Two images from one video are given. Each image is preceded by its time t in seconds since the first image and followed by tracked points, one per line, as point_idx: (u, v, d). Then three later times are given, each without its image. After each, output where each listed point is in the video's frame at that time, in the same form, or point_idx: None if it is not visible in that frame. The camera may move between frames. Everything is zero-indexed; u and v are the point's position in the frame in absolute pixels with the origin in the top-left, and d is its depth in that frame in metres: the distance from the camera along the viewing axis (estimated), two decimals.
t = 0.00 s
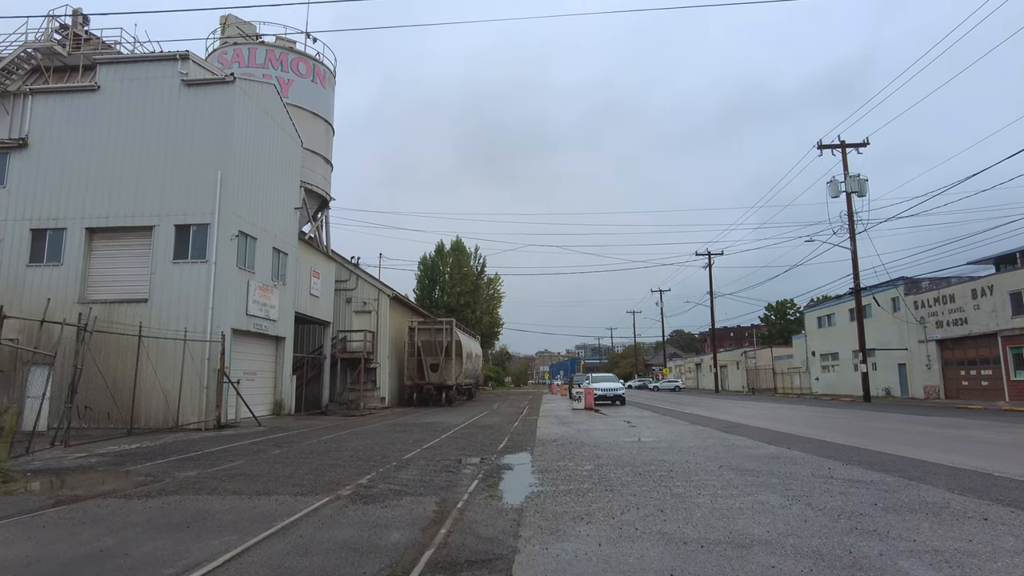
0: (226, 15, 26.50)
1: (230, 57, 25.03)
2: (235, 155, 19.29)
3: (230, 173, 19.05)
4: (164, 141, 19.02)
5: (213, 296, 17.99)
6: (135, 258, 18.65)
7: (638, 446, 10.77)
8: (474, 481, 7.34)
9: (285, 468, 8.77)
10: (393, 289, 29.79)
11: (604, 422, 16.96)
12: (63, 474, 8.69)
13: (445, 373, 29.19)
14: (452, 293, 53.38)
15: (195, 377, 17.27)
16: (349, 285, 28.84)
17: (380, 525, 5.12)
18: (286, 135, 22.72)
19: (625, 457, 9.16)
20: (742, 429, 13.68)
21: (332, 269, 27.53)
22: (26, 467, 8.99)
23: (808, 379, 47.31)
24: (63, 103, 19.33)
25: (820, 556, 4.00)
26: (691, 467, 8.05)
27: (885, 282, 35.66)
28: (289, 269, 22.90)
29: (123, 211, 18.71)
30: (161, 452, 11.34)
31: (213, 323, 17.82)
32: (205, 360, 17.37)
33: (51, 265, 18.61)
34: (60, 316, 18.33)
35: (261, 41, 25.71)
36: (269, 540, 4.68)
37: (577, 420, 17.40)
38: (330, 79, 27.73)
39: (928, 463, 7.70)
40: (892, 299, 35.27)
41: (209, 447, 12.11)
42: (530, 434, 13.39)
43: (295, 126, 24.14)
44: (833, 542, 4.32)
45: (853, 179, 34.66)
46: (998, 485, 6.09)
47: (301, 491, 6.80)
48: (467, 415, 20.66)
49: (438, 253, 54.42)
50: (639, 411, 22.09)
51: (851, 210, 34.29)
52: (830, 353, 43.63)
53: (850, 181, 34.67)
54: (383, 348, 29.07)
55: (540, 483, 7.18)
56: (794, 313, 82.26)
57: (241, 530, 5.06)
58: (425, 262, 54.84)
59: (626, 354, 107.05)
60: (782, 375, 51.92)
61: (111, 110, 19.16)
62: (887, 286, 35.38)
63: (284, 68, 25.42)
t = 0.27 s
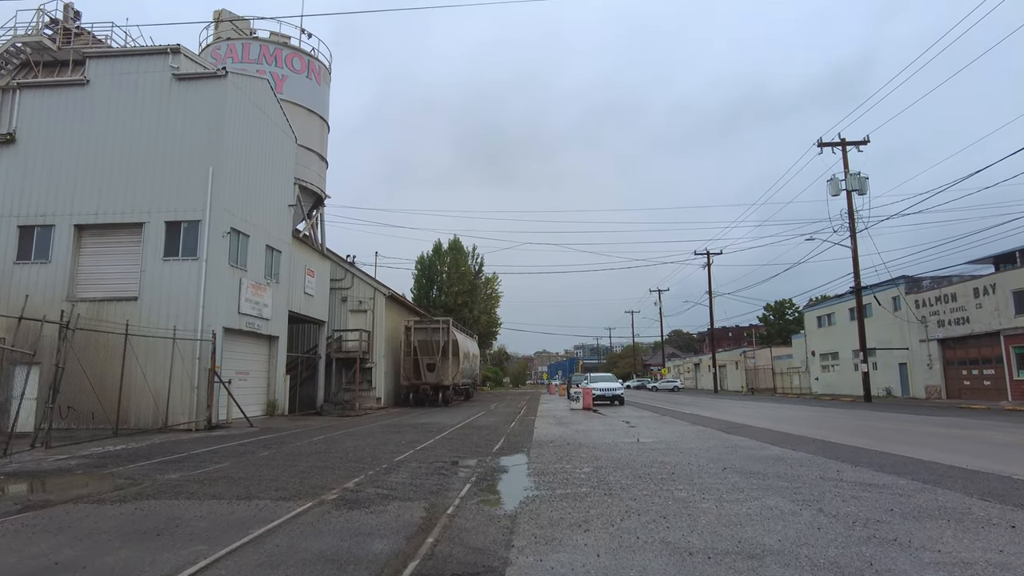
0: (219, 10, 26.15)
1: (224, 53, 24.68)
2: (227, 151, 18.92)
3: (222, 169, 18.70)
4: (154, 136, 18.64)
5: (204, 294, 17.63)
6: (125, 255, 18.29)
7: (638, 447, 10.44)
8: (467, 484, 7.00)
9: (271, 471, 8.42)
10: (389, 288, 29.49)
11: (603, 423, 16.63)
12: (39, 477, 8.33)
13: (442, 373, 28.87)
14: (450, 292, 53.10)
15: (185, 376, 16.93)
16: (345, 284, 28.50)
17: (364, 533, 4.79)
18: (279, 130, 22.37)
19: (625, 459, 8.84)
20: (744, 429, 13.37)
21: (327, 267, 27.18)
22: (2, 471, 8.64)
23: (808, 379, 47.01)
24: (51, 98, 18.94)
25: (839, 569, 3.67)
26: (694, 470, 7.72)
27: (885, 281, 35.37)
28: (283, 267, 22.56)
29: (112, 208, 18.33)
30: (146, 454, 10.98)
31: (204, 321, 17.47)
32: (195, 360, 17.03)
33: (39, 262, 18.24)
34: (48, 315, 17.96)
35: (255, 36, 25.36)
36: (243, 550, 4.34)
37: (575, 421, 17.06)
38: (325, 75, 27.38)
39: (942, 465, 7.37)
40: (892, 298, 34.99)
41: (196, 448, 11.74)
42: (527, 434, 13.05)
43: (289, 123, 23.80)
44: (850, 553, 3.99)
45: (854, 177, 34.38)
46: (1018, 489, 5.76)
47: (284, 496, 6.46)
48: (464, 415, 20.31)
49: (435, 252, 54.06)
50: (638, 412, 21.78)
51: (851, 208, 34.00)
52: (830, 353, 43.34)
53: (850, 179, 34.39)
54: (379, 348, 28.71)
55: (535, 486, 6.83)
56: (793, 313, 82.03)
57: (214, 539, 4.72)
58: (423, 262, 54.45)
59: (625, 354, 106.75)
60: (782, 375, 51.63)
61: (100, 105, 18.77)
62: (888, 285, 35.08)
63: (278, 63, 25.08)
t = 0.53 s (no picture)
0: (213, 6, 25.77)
1: (217, 49, 24.31)
2: (219, 147, 18.56)
3: (214, 166, 18.35)
4: (143, 132, 18.25)
5: (195, 292, 17.28)
6: (115, 254, 17.92)
7: (639, 451, 10.09)
8: (460, 492, 6.65)
9: (257, 476, 8.06)
10: (385, 288, 29.16)
11: (602, 424, 16.29)
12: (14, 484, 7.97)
13: (439, 373, 28.55)
14: (448, 292, 52.72)
15: (176, 377, 16.59)
16: (341, 283, 28.15)
17: (345, 548, 4.42)
18: (273, 127, 22.03)
19: (626, 463, 8.50)
20: (747, 431, 13.04)
21: (322, 266, 26.83)
22: None
23: (808, 379, 46.70)
24: (39, 93, 18.55)
25: None
26: (697, 475, 7.38)
27: (887, 280, 35.07)
28: (277, 265, 22.22)
29: (102, 205, 17.96)
30: (131, 457, 10.61)
31: (195, 321, 17.12)
32: (186, 360, 16.68)
33: (26, 261, 17.87)
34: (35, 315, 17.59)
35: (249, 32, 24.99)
36: (211, 568, 3.98)
37: (574, 422, 16.72)
38: (320, 71, 27.03)
39: (958, 470, 7.03)
40: (894, 298, 34.68)
41: (183, 452, 11.38)
42: (524, 437, 12.70)
43: (283, 119, 23.44)
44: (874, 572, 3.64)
45: (855, 175, 34.06)
46: None
47: (267, 505, 6.11)
48: (460, 416, 19.99)
49: (433, 252, 53.68)
50: (637, 413, 21.48)
51: (852, 206, 33.68)
52: (830, 352, 43.02)
53: (851, 177, 34.06)
54: (375, 348, 28.36)
55: (532, 494, 6.49)
56: (792, 313, 81.76)
57: (184, 554, 4.36)
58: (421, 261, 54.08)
59: (624, 354, 106.48)
60: (782, 375, 51.33)
61: (89, 100, 18.38)
62: (890, 284, 34.78)
63: (272, 59, 24.71)
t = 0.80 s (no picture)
0: None
1: (212, 43, 23.97)
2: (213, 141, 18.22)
3: (208, 161, 18.00)
4: (136, 125, 17.91)
5: (188, 289, 16.95)
6: (107, 249, 17.58)
7: (642, 451, 9.75)
8: (456, 495, 6.31)
9: (244, 478, 7.72)
10: (383, 286, 28.81)
11: (603, 424, 15.95)
12: None
13: (438, 373, 28.19)
14: (447, 291, 52.37)
15: (168, 376, 16.28)
16: (338, 281, 27.82)
17: (330, 557, 4.10)
18: (269, 122, 21.70)
19: (629, 465, 8.17)
20: (752, 431, 12.70)
21: (319, 264, 26.50)
22: None
23: (809, 378, 46.38)
24: (30, 86, 18.21)
25: None
26: (704, 478, 7.06)
27: (890, 278, 34.74)
28: (273, 263, 21.89)
29: (93, 201, 17.61)
30: (118, 457, 10.27)
31: (188, 318, 16.79)
32: (179, 359, 16.37)
33: (17, 257, 17.54)
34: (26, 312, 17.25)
35: (245, 26, 24.65)
36: None
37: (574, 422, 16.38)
38: (318, 67, 26.69)
39: (979, 473, 6.69)
40: (897, 296, 34.37)
41: (172, 452, 11.03)
42: (524, 437, 12.37)
43: (279, 115, 23.11)
44: None
45: (858, 173, 33.74)
46: None
47: (252, 508, 5.78)
48: (459, 416, 19.68)
49: (432, 251, 53.32)
50: (639, 412, 21.16)
51: (855, 204, 33.35)
52: (832, 352, 42.69)
53: (854, 175, 33.74)
54: (372, 346, 28.03)
55: (532, 497, 6.15)
56: (792, 312, 81.43)
57: (155, 563, 4.03)
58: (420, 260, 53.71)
59: (624, 354, 106.17)
60: (783, 374, 51.01)
61: (81, 94, 18.03)
62: (893, 283, 34.45)
63: (268, 54, 24.37)
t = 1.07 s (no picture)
0: None
1: (208, 39, 23.64)
2: (207, 137, 17.89)
3: (201, 157, 17.69)
4: (128, 121, 17.57)
5: (181, 287, 16.63)
6: (98, 247, 17.25)
7: (645, 455, 9.41)
8: (450, 503, 5.98)
9: (230, 483, 7.39)
10: (380, 285, 28.51)
11: (604, 426, 15.62)
12: None
13: (436, 373, 27.86)
14: (446, 291, 51.99)
15: (160, 376, 15.96)
16: (335, 280, 27.49)
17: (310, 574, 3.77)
18: (264, 118, 21.42)
19: (632, 470, 7.84)
20: (757, 433, 12.36)
21: (316, 263, 26.17)
22: None
23: (811, 379, 46.07)
24: (20, 81, 17.87)
25: None
26: (711, 484, 6.73)
27: (892, 278, 34.42)
28: (269, 261, 21.56)
29: (85, 197, 17.28)
30: (103, 460, 9.93)
31: (181, 317, 16.47)
32: (171, 358, 16.06)
33: (7, 255, 17.21)
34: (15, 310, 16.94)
35: (241, 21, 24.31)
36: None
37: (574, 423, 16.05)
38: (315, 63, 26.36)
39: (1001, 479, 6.36)
40: (900, 296, 34.04)
41: (160, 454, 10.69)
42: (523, 439, 12.04)
43: (275, 111, 22.78)
44: None
45: (860, 171, 33.39)
46: None
47: (234, 517, 5.46)
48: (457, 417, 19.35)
49: (431, 250, 52.97)
50: (640, 413, 20.83)
51: (857, 203, 33.02)
52: (834, 352, 42.37)
53: (857, 174, 33.41)
54: (370, 346, 27.70)
55: (530, 505, 5.82)
56: (792, 312, 81.13)
57: None
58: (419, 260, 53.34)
59: (624, 354, 105.84)
60: (784, 375, 50.69)
61: (72, 89, 17.70)
62: (896, 283, 34.12)
63: (264, 50, 24.04)
